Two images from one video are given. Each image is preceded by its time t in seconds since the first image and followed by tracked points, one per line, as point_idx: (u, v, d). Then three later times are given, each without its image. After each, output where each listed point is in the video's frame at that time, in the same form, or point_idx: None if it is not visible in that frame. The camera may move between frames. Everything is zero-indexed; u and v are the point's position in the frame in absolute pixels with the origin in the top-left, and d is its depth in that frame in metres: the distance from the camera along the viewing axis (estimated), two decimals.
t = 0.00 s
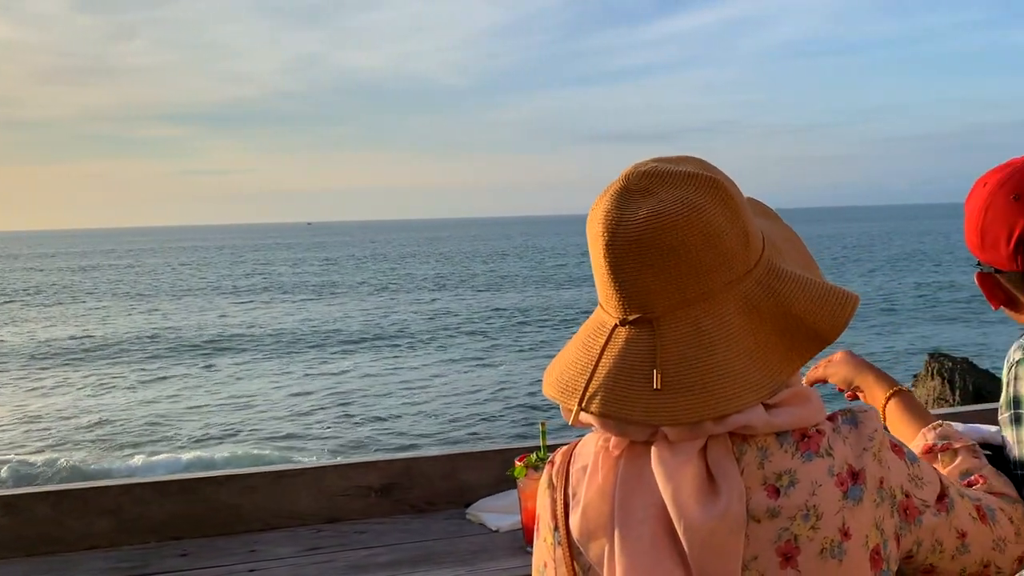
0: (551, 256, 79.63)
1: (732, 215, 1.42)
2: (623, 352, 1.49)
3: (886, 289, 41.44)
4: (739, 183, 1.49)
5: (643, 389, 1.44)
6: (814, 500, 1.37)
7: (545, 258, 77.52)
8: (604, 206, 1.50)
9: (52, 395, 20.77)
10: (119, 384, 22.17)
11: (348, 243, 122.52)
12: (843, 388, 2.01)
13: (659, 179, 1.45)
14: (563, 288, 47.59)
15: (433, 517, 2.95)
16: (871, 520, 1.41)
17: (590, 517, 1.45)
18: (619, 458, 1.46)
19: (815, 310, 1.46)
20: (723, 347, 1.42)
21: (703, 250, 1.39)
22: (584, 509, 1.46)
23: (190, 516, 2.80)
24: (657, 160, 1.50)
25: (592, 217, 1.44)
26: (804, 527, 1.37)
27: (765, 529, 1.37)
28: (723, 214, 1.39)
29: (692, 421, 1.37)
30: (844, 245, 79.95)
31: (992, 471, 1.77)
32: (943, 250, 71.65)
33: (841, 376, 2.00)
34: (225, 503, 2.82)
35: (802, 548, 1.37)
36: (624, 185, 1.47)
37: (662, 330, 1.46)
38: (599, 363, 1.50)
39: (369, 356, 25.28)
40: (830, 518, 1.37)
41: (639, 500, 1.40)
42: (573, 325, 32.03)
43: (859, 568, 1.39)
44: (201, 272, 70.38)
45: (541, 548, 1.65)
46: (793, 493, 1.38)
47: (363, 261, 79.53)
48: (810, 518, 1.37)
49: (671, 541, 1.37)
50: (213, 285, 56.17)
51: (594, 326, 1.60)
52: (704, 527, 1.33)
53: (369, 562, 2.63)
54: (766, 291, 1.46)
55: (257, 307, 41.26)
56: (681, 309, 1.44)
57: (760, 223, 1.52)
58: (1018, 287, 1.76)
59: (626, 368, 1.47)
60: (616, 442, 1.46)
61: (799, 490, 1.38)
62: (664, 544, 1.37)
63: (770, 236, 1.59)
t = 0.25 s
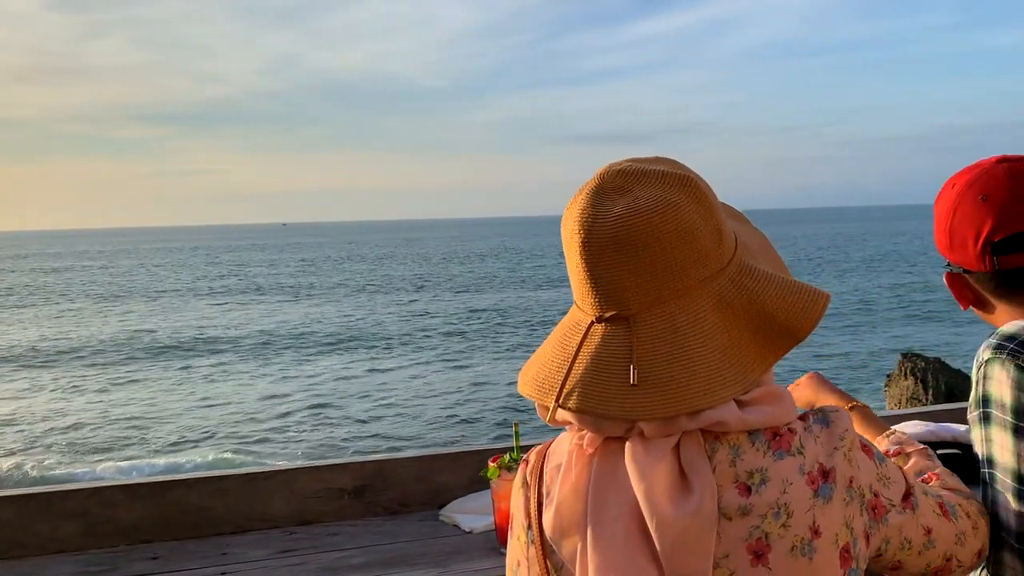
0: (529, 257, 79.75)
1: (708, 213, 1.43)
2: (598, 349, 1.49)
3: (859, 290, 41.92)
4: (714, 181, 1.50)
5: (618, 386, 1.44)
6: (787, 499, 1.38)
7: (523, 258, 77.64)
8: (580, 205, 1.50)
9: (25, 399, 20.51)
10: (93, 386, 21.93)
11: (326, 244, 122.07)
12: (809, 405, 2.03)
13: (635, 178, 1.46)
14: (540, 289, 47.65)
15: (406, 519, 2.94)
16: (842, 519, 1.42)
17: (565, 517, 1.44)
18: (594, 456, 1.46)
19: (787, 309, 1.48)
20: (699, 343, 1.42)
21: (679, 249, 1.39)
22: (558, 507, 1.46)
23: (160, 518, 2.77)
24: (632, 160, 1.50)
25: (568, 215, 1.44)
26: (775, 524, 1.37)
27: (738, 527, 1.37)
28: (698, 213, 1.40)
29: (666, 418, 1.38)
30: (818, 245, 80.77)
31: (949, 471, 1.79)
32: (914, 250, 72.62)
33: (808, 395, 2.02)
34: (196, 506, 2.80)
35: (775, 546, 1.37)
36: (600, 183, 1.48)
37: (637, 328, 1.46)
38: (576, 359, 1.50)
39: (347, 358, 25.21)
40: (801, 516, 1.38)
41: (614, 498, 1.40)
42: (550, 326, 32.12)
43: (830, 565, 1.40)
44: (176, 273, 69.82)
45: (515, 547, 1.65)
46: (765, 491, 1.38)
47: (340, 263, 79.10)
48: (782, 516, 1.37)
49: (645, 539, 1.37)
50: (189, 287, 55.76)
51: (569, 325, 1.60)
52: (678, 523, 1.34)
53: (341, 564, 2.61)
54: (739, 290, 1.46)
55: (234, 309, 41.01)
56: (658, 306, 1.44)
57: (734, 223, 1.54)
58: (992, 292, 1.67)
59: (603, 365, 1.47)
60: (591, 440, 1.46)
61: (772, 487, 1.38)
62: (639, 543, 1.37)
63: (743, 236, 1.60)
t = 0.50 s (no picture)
0: (510, 258, 79.77)
1: (688, 213, 1.44)
2: (580, 345, 1.48)
3: (837, 290, 42.26)
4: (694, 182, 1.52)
5: (600, 383, 1.44)
6: (763, 496, 1.37)
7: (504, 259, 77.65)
8: (563, 203, 1.50)
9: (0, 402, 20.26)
10: (70, 389, 21.70)
11: (306, 245, 121.51)
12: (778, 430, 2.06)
13: (617, 178, 1.47)
14: (522, 291, 47.68)
15: (383, 520, 2.92)
16: (817, 517, 1.42)
17: (543, 515, 1.43)
18: (574, 454, 1.45)
19: (765, 309, 1.48)
20: (678, 340, 1.43)
21: (660, 246, 1.40)
22: (538, 505, 1.44)
23: (136, 520, 2.74)
24: (614, 160, 1.52)
25: (550, 213, 1.45)
26: (753, 521, 1.36)
27: (717, 523, 1.36)
28: (678, 212, 1.41)
29: (646, 414, 1.37)
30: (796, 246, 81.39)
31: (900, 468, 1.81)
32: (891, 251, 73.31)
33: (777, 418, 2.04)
34: (172, 508, 2.76)
35: (751, 542, 1.36)
36: (582, 182, 1.49)
37: (619, 325, 1.46)
38: (557, 357, 1.49)
39: (327, 359, 25.11)
40: (779, 514, 1.37)
41: (593, 497, 1.39)
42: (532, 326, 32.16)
43: (807, 563, 1.39)
44: (154, 274, 69.26)
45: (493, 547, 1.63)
46: (742, 488, 1.38)
47: (320, 263, 78.68)
48: (760, 514, 1.37)
49: (622, 538, 1.36)
50: (168, 288, 55.32)
51: (550, 323, 1.60)
52: (656, 519, 1.33)
53: (318, 566, 2.59)
54: (716, 290, 1.47)
55: (213, 310, 40.76)
56: (639, 304, 1.45)
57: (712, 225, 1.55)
58: (969, 293, 1.66)
59: (585, 361, 1.47)
60: (570, 438, 1.45)
61: (750, 485, 1.38)
62: (617, 540, 1.36)
63: (722, 239, 1.61)
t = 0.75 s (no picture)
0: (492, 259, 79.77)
1: (663, 213, 1.45)
2: (558, 342, 1.48)
3: (816, 292, 42.59)
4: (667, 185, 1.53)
5: (579, 378, 1.43)
6: (739, 490, 1.38)
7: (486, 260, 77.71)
8: (542, 202, 1.51)
9: None
10: (48, 391, 21.49)
11: (288, 246, 120.98)
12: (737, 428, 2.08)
13: (596, 179, 1.48)
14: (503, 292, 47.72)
15: (358, 522, 2.91)
16: (790, 512, 1.42)
17: (519, 510, 1.42)
18: (551, 450, 1.44)
19: (740, 308, 1.49)
20: (655, 337, 1.43)
21: (638, 245, 1.41)
22: (514, 501, 1.43)
23: (107, 523, 2.72)
24: (591, 162, 1.53)
25: (530, 211, 1.45)
26: (728, 516, 1.37)
27: (692, 518, 1.36)
28: (655, 212, 1.43)
29: (623, 409, 1.37)
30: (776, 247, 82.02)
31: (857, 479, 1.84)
32: (870, 253, 74.02)
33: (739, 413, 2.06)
34: (143, 511, 2.74)
35: (727, 536, 1.36)
36: (560, 183, 1.49)
37: (597, 322, 1.46)
38: (535, 354, 1.49)
39: (308, 361, 25.03)
40: (753, 506, 1.38)
41: (569, 492, 1.38)
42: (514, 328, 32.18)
43: (779, 559, 1.40)
44: (134, 275, 68.69)
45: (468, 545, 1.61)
46: (718, 483, 1.38)
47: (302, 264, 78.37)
48: (736, 508, 1.37)
49: (600, 532, 1.36)
50: (147, 289, 54.88)
51: (527, 321, 1.60)
52: (633, 515, 1.32)
53: (291, 567, 2.58)
54: (693, 289, 1.48)
55: (193, 311, 40.53)
56: (617, 301, 1.45)
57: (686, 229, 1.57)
58: (945, 292, 1.69)
59: (565, 356, 1.46)
60: (548, 434, 1.44)
61: (727, 479, 1.38)
62: (594, 534, 1.35)
63: (695, 243, 1.63)
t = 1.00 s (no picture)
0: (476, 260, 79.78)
1: (642, 214, 1.46)
2: (537, 340, 1.47)
3: (796, 293, 42.87)
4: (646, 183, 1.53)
5: (559, 375, 1.43)
6: (715, 486, 1.38)
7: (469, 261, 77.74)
8: (520, 203, 1.50)
9: None
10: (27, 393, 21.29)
11: (270, 246, 120.45)
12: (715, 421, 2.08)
13: (575, 181, 1.48)
14: (486, 293, 47.68)
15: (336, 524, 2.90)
16: (764, 509, 1.43)
17: (497, 507, 1.41)
18: (529, 447, 1.43)
19: (716, 309, 1.50)
20: (632, 337, 1.43)
21: (616, 244, 1.42)
22: (491, 498, 1.42)
23: (82, 525, 2.70)
24: (572, 164, 1.53)
25: (509, 211, 1.44)
26: (705, 512, 1.37)
27: (670, 514, 1.36)
28: (633, 212, 1.43)
29: (602, 405, 1.37)
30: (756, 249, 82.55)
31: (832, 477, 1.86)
32: (849, 254, 74.63)
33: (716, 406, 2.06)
34: (118, 513, 2.72)
35: (705, 531, 1.36)
36: (540, 184, 1.49)
37: (576, 321, 1.46)
38: (514, 352, 1.48)
39: (291, 362, 24.94)
40: (729, 503, 1.39)
41: (548, 488, 1.38)
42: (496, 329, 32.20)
43: (754, 555, 1.40)
44: (114, 276, 68.16)
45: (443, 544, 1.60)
46: (695, 479, 1.38)
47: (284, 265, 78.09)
48: (712, 504, 1.37)
49: (578, 529, 1.35)
50: (127, 290, 54.53)
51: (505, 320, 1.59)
52: (611, 510, 1.32)
53: (267, 569, 2.57)
54: (669, 290, 1.49)
55: (174, 312, 40.31)
56: (596, 300, 1.44)
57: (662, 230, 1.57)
58: (923, 290, 1.70)
59: (544, 355, 1.45)
60: (526, 432, 1.44)
61: (702, 476, 1.39)
62: (572, 529, 1.35)
63: (672, 246, 1.63)
